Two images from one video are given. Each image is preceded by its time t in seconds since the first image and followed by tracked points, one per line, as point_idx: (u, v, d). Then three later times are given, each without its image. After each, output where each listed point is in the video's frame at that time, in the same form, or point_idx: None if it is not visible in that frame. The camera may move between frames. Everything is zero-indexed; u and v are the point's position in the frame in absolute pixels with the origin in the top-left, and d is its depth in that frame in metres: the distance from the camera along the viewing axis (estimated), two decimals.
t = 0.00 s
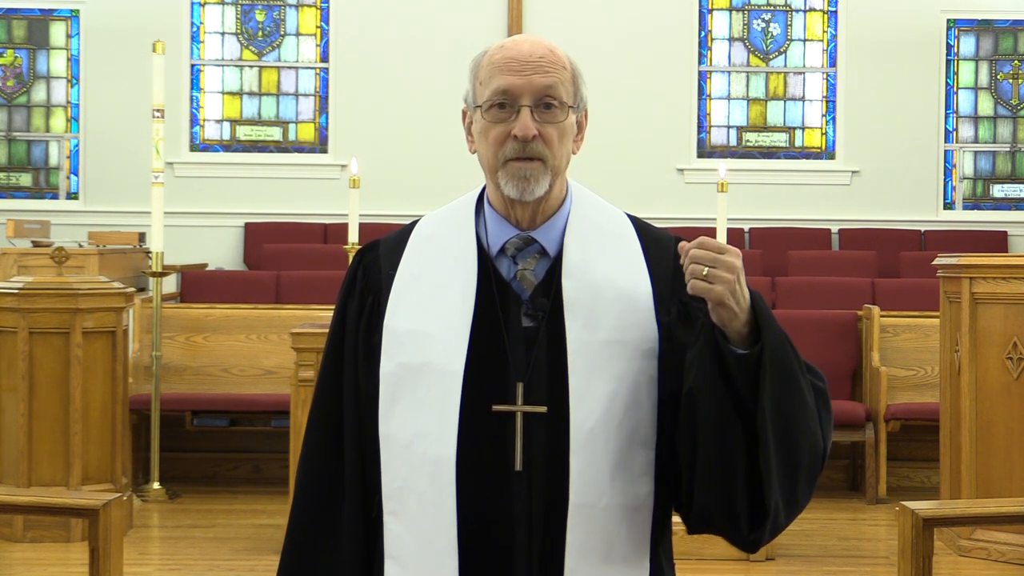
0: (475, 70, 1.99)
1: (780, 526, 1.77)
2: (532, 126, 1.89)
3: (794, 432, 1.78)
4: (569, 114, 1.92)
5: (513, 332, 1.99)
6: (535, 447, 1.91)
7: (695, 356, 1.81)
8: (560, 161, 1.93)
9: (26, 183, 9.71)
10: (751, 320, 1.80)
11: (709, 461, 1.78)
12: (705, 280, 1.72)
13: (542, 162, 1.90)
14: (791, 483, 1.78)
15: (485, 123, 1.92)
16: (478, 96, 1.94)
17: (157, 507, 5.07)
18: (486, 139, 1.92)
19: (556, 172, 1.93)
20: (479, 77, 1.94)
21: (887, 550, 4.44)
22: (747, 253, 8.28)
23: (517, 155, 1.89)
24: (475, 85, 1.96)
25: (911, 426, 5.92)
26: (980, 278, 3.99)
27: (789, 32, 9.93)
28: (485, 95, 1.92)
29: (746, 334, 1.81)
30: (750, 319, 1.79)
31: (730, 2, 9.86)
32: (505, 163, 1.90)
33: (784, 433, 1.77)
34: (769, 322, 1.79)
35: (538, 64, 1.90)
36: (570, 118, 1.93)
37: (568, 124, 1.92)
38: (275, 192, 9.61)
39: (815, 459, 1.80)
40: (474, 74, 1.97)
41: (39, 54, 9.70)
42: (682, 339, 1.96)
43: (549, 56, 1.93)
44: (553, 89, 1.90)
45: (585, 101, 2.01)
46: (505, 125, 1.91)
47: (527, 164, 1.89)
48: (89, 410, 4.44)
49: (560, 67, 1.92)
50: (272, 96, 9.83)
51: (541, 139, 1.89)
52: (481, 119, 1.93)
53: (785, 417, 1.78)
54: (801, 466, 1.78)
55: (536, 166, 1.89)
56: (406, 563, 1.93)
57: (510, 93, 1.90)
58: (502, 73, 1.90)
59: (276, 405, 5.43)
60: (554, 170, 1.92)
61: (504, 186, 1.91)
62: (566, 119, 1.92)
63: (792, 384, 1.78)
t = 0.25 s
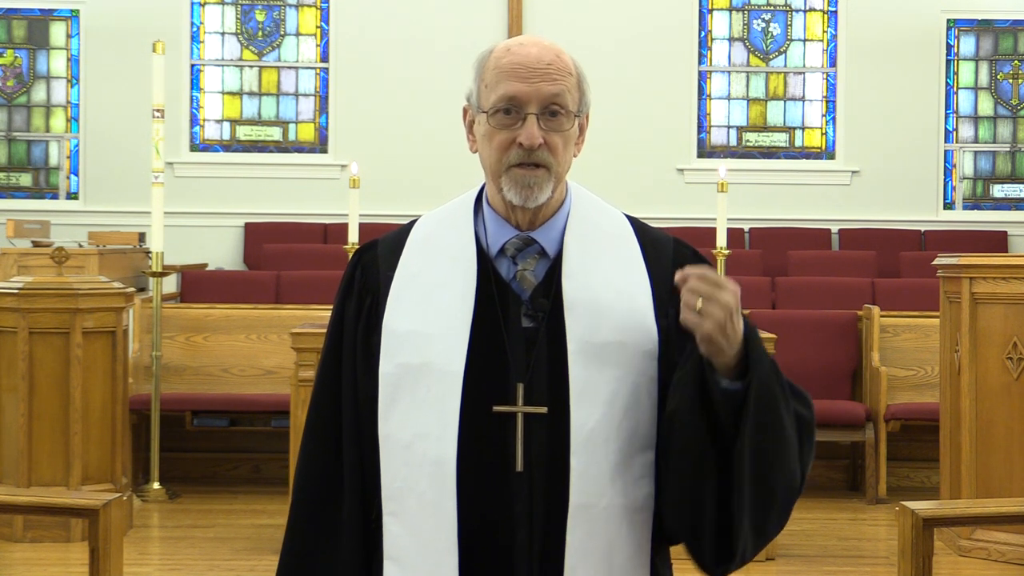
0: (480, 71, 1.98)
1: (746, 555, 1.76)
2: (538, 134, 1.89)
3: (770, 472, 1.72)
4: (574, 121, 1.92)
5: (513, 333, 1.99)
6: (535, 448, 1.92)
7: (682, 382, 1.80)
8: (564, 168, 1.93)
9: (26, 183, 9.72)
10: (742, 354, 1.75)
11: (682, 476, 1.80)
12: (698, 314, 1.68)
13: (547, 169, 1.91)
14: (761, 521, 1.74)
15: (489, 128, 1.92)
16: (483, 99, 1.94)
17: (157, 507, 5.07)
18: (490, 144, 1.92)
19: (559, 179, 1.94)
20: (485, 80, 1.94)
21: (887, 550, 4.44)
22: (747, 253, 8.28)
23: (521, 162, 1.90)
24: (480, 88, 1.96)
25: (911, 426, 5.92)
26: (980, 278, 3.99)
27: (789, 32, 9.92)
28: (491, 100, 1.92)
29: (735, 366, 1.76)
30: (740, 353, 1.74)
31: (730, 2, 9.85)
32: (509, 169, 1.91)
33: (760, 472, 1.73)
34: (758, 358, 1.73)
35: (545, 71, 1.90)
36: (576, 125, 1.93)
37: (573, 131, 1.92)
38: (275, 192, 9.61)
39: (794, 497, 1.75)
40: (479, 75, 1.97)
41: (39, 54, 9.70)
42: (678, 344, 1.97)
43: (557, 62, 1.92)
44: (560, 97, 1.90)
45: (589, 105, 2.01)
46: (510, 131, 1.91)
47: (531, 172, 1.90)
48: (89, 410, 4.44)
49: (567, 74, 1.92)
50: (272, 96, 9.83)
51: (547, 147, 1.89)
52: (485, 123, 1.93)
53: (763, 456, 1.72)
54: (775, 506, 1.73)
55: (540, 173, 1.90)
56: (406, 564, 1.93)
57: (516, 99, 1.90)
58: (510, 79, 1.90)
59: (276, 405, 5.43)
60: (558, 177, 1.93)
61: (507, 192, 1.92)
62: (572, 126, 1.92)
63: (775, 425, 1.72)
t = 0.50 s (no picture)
0: (486, 75, 1.96)
1: None
2: (543, 145, 1.89)
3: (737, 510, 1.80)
4: (578, 133, 1.93)
5: (513, 333, 2.00)
6: (536, 449, 1.92)
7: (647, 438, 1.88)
8: (566, 178, 1.94)
9: (26, 183, 9.71)
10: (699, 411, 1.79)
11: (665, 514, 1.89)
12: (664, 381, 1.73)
13: (550, 182, 1.92)
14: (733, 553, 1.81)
15: (494, 140, 1.91)
16: (488, 107, 1.93)
17: (157, 507, 5.07)
18: (494, 154, 1.92)
19: (561, 189, 1.95)
20: (491, 87, 1.93)
21: (887, 550, 4.44)
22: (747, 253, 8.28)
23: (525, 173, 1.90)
24: (485, 95, 1.94)
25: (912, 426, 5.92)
26: (980, 278, 3.98)
27: (789, 32, 9.92)
28: (496, 109, 1.91)
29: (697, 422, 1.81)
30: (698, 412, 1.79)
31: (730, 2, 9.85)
32: (512, 180, 1.92)
33: (726, 510, 1.80)
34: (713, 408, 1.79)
35: (551, 82, 1.89)
36: (580, 136, 1.92)
37: (577, 142, 1.93)
38: (275, 192, 9.61)
39: (763, 531, 1.83)
40: (486, 80, 1.95)
41: (39, 54, 9.70)
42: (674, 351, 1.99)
43: (564, 72, 1.91)
44: (565, 110, 1.89)
45: (593, 111, 2.00)
46: (514, 141, 1.90)
47: (533, 190, 1.92)
48: (89, 410, 4.44)
49: (573, 84, 1.91)
50: (272, 96, 9.83)
51: (552, 159, 1.89)
52: (489, 133, 1.92)
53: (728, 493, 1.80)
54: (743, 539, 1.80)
55: (542, 190, 1.92)
56: (406, 564, 1.92)
57: (521, 110, 1.89)
58: (516, 89, 1.89)
59: (276, 405, 5.43)
60: (560, 189, 1.95)
61: (509, 208, 1.94)
62: (576, 138, 1.91)
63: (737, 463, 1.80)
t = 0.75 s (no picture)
0: (480, 80, 1.96)
1: None
2: (536, 149, 1.89)
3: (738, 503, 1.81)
4: (573, 137, 1.93)
5: (513, 334, 1.99)
6: (538, 449, 1.92)
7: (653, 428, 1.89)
8: (560, 182, 1.94)
9: (26, 183, 9.71)
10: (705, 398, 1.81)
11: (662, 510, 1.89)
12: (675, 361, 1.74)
13: (544, 185, 1.92)
14: (732, 547, 1.81)
15: (488, 143, 1.91)
16: (482, 111, 1.93)
17: (157, 507, 5.07)
18: (488, 157, 1.92)
19: (555, 192, 1.95)
20: (485, 91, 1.93)
21: (887, 550, 4.44)
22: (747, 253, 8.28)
23: (518, 177, 1.90)
24: (479, 98, 1.94)
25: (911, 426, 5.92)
26: (980, 278, 3.98)
27: (789, 32, 9.92)
28: (490, 113, 1.90)
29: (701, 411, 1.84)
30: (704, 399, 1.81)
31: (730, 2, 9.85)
32: (506, 183, 1.92)
33: (727, 504, 1.81)
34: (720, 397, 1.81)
35: (545, 87, 1.89)
36: (574, 140, 1.92)
37: (571, 146, 1.92)
38: (275, 192, 9.62)
39: (763, 527, 1.83)
40: (480, 85, 1.95)
41: (39, 54, 9.70)
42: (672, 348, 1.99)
43: (559, 77, 1.91)
44: (559, 114, 1.89)
45: (588, 114, 2.00)
46: (508, 145, 1.90)
47: (528, 191, 1.92)
48: (89, 410, 4.44)
49: (567, 89, 1.90)
50: (272, 96, 9.83)
51: (545, 164, 1.89)
52: (484, 137, 1.92)
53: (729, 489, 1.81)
54: (743, 534, 1.81)
55: (537, 191, 1.92)
56: (407, 565, 1.92)
57: (515, 114, 1.89)
58: (510, 93, 1.89)
59: (276, 404, 5.44)
60: (554, 191, 1.94)
61: (504, 208, 1.95)
62: (570, 143, 1.91)
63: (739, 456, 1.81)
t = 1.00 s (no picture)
0: (474, 71, 1.98)
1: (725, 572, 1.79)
2: (529, 128, 1.89)
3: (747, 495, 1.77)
4: (566, 118, 1.93)
5: (513, 333, 2.00)
6: (539, 449, 1.92)
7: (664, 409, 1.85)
8: (555, 165, 1.93)
9: (26, 183, 9.72)
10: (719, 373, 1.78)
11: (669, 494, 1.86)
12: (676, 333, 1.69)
13: (537, 164, 1.90)
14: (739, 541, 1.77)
15: (481, 124, 1.92)
16: (476, 97, 1.94)
17: (157, 507, 5.07)
18: (482, 140, 1.92)
19: (551, 175, 1.94)
20: (477, 78, 1.94)
21: (887, 550, 4.44)
22: (747, 253, 8.28)
23: (512, 156, 1.89)
24: (472, 86, 1.96)
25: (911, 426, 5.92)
26: (980, 277, 3.98)
27: (789, 32, 9.92)
28: (483, 96, 1.92)
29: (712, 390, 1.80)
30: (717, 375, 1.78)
31: (730, 2, 9.85)
32: (500, 164, 1.91)
33: (737, 493, 1.77)
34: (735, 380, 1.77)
35: (536, 67, 1.90)
36: (567, 122, 1.93)
37: (564, 128, 1.93)
38: (275, 192, 9.62)
39: (774, 512, 1.78)
40: (472, 75, 1.97)
41: (39, 54, 9.70)
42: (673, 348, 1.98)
43: (549, 60, 1.93)
44: (550, 93, 1.90)
45: (582, 105, 2.02)
46: (502, 127, 1.91)
47: (521, 164, 1.89)
48: (89, 410, 4.44)
49: (559, 70, 1.92)
50: (272, 96, 9.83)
51: (537, 142, 1.90)
52: (478, 120, 1.93)
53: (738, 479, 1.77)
54: (752, 527, 1.77)
55: (530, 166, 1.90)
56: (408, 565, 1.92)
57: (507, 95, 1.90)
58: (501, 74, 1.90)
59: (276, 404, 5.43)
60: (549, 173, 1.93)
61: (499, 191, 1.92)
62: (563, 122, 1.92)
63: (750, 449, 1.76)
